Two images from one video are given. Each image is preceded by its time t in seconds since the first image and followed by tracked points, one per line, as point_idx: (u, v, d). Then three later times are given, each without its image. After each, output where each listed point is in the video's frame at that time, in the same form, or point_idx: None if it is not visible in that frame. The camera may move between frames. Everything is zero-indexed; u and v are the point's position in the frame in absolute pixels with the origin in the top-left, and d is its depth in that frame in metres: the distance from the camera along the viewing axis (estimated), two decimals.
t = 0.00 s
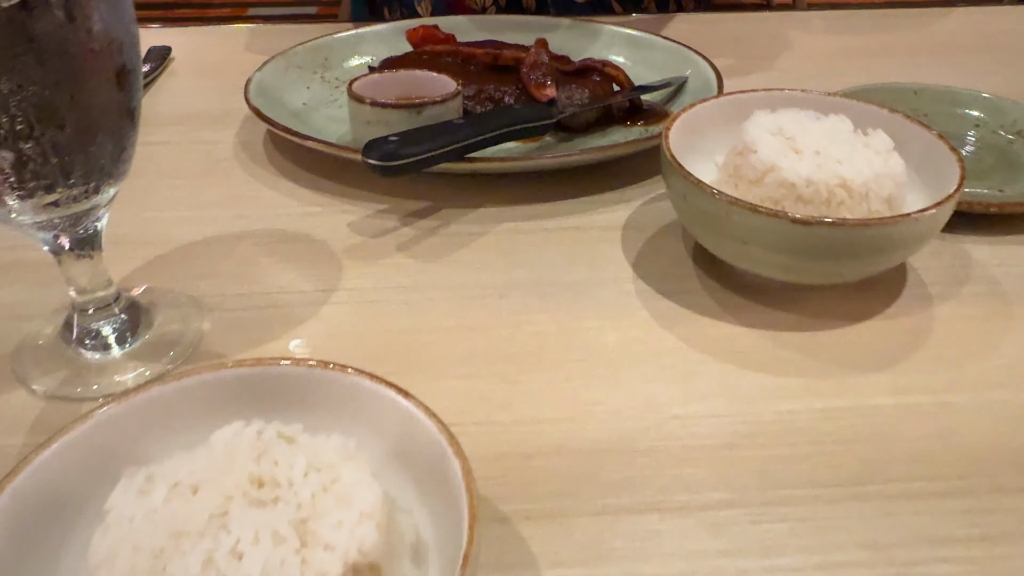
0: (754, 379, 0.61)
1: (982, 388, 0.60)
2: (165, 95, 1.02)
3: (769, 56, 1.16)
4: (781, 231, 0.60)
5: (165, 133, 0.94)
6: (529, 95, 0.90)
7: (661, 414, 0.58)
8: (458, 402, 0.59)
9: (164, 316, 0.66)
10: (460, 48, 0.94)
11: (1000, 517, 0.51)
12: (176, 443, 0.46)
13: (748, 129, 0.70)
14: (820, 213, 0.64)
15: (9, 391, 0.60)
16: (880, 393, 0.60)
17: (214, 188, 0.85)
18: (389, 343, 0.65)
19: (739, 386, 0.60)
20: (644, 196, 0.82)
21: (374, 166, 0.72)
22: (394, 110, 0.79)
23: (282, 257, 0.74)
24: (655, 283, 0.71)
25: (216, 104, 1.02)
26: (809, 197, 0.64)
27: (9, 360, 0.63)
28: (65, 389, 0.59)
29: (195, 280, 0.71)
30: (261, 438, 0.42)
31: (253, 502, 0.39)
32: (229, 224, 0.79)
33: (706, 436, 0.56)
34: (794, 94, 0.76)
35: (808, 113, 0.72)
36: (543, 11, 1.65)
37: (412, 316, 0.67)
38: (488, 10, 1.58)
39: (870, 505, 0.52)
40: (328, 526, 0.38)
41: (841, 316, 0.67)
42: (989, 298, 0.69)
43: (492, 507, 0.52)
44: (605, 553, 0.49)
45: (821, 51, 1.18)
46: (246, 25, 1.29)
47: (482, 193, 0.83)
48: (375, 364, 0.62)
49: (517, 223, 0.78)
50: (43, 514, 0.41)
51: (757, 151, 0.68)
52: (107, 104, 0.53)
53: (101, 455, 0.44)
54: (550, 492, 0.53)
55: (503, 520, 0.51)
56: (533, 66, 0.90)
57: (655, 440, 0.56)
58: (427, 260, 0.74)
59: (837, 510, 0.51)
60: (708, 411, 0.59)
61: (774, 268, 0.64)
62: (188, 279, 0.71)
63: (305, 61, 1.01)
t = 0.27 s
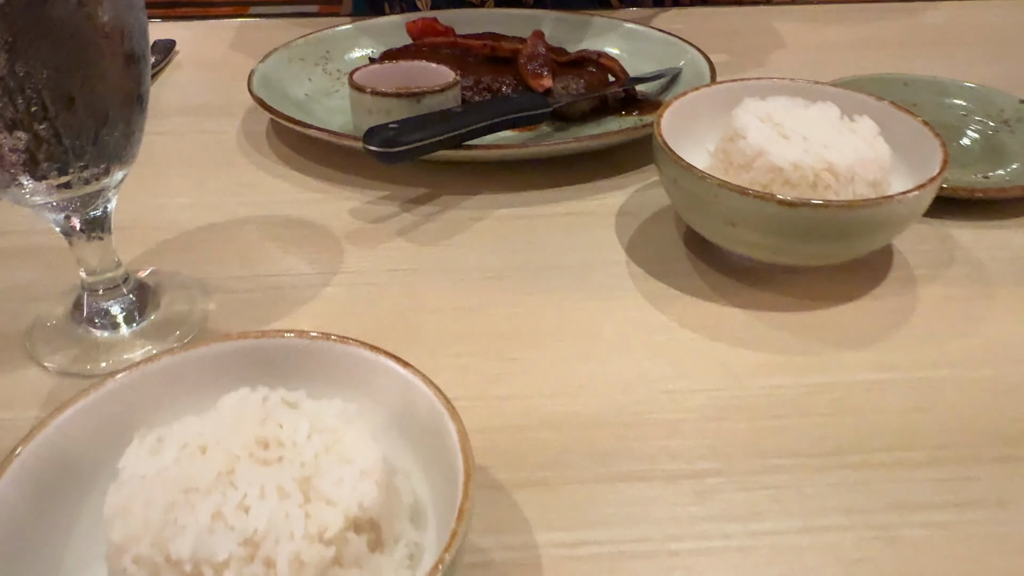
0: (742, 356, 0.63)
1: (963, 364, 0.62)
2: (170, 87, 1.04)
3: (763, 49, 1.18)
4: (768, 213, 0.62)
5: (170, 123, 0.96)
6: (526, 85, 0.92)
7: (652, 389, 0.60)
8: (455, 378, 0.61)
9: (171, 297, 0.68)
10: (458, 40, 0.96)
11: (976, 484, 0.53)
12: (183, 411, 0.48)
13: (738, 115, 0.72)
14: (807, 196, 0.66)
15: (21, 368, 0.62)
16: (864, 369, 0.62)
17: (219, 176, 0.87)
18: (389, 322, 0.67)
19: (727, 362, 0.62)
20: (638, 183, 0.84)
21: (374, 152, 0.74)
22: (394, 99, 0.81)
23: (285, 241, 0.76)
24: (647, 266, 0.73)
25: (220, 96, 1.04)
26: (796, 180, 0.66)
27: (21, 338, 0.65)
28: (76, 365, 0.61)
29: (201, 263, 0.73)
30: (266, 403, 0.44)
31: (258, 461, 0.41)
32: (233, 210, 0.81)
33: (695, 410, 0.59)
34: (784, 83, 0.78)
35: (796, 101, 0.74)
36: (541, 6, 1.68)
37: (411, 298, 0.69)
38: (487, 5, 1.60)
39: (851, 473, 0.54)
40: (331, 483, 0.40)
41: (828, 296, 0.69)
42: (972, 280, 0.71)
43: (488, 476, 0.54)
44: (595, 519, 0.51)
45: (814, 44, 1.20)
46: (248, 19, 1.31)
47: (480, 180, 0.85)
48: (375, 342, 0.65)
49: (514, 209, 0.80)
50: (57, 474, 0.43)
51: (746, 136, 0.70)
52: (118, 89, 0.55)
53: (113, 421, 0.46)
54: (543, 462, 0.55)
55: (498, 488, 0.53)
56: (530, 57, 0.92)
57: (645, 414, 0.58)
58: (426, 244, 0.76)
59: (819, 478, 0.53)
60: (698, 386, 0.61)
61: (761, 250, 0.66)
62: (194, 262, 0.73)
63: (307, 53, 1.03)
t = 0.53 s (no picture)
0: (727, 334, 0.65)
1: (941, 342, 0.64)
2: (170, 78, 1.06)
3: (754, 42, 1.20)
4: (753, 194, 0.64)
5: (171, 113, 0.98)
6: (520, 75, 0.93)
7: (639, 365, 0.62)
8: (449, 355, 0.63)
9: (172, 278, 0.70)
10: (454, 31, 0.98)
11: (949, 454, 0.55)
12: (183, 382, 0.50)
13: (725, 102, 0.74)
14: (791, 179, 0.68)
15: (27, 345, 0.63)
16: (845, 346, 0.64)
17: (218, 164, 0.88)
18: (385, 302, 0.68)
19: (713, 340, 0.64)
20: (629, 169, 0.86)
21: (370, 138, 0.76)
22: (390, 88, 0.83)
23: (284, 226, 0.78)
24: (637, 249, 0.75)
25: (220, 86, 1.06)
26: (780, 164, 0.68)
27: (26, 317, 0.66)
28: (81, 342, 0.63)
29: (201, 247, 0.75)
30: (264, 371, 0.46)
31: (256, 424, 0.43)
32: (233, 196, 0.83)
33: (680, 384, 0.60)
34: (770, 71, 0.79)
35: (782, 88, 0.76)
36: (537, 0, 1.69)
37: (406, 279, 0.71)
38: None
39: (831, 444, 0.55)
40: (326, 444, 0.42)
41: (811, 277, 0.71)
42: (952, 262, 0.72)
43: (479, 446, 0.56)
44: (583, 486, 0.53)
45: (804, 36, 1.22)
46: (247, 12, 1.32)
47: (474, 167, 0.87)
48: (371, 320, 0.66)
49: (507, 195, 0.82)
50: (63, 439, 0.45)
51: (732, 122, 0.71)
52: (121, 72, 0.57)
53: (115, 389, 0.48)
54: (533, 434, 0.57)
55: (488, 458, 0.55)
56: (523, 47, 0.94)
57: (632, 388, 0.60)
58: (421, 228, 0.78)
59: (799, 448, 0.55)
60: (684, 362, 0.62)
61: (747, 231, 0.68)
62: (194, 246, 0.75)
63: (305, 45, 1.05)
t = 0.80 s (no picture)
0: (716, 308, 0.67)
1: (925, 315, 0.66)
2: (171, 65, 1.08)
3: (748, 29, 1.22)
4: (741, 171, 0.65)
5: (171, 98, 0.99)
6: (515, 60, 0.95)
7: (630, 338, 0.64)
8: (444, 328, 0.65)
9: (173, 256, 0.71)
10: (450, 18, 1.00)
11: (930, 421, 0.56)
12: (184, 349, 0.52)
13: (714, 83, 0.75)
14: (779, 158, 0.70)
15: (31, 319, 0.65)
16: (831, 319, 0.65)
17: (218, 147, 0.90)
18: (382, 278, 0.70)
19: (702, 315, 0.66)
20: (622, 152, 0.88)
21: (367, 119, 0.77)
22: (386, 71, 0.84)
23: (282, 206, 0.80)
24: (629, 228, 0.76)
25: (219, 73, 1.07)
26: (768, 143, 0.70)
27: (30, 293, 0.68)
28: (85, 316, 0.64)
29: (201, 226, 0.77)
30: (263, 335, 0.48)
31: (256, 384, 0.44)
32: (232, 178, 0.84)
33: (669, 356, 0.62)
34: (759, 54, 0.81)
35: (771, 70, 0.78)
36: None
37: (403, 257, 0.73)
38: None
39: (815, 411, 0.57)
40: (324, 404, 0.44)
41: (799, 255, 0.73)
42: (938, 239, 0.74)
43: (473, 414, 0.57)
44: (573, 451, 0.55)
45: (797, 24, 1.23)
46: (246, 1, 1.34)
47: (470, 150, 0.88)
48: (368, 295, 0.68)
49: (502, 176, 0.84)
50: (70, 402, 0.47)
51: (721, 102, 0.73)
52: (125, 52, 0.58)
53: (118, 355, 0.49)
54: (525, 402, 0.58)
55: (482, 425, 0.56)
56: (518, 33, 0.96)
57: (623, 359, 0.62)
58: (417, 208, 0.79)
59: (783, 415, 0.57)
60: (673, 335, 0.64)
61: (735, 209, 0.69)
62: (195, 225, 0.77)
63: (303, 32, 1.06)
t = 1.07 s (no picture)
0: (706, 292, 0.68)
1: (911, 298, 0.67)
2: (169, 56, 1.09)
3: (741, 21, 1.23)
4: (731, 156, 0.67)
5: (169, 88, 1.00)
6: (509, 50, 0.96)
7: (621, 319, 0.65)
8: (438, 310, 0.66)
9: (172, 240, 0.73)
10: (445, 9, 1.01)
11: (914, 398, 0.58)
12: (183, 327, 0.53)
13: (705, 71, 0.77)
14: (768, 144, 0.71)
15: (33, 302, 0.66)
16: (819, 301, 0.67)
17: (216, 136, 0.91)
18: (377, 262, 0.71)
19: (692, 297, 0.67)
20: (615, 140, 0.89)
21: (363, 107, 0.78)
22: (382, 60, 0.85)
23: (280, 193, 0.81)
24: (621, 213, 0.77)
25: (217, 63, 1.08)
26: (758, 130, 0.71)
27: (31, 277, 0.69)
28: (86, 299, 0.65)
29: (200, 212, 0.78)
30: (260, 312, 0.49)
31: (254, 359, 0.46)
32: (230, 166, 0.85)
33: (660, 337, 0.63)
34: (751, 43, 0.82)
35: (762, 58, 0.79)
36: None
37: (398, 242, 0.74)
38: None
39: (801, 389, 0.58)
40: (320, 377, 0.45)
41: (789, 239, 0.74)
42: (925, 224, 0.75)
43: (466, 393, 0.58)
44: (565, 428, 0.56)
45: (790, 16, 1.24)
46: None
47: (465, 138, 0.89)
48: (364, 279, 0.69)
49: (497, 164, 0.85)
50: (72, 378, 0.48)
51: (712, 90, 0.74)
52: (126, 38, 0.59)
53: (119, 333, 0.50)
54: (518, 382, 0.59)
55: (475, 403, 0.57)
56: (513, 23, 0.97)
57: (615, 341, 0.63)
58: (413, 195, 0.80)
59: (771, 393, 0.58)
60: (664, 317, 0.65)
61: (725, 194, 0.70)
62: (193, 211, 0.78)
63: (300, 23, 1.07)
